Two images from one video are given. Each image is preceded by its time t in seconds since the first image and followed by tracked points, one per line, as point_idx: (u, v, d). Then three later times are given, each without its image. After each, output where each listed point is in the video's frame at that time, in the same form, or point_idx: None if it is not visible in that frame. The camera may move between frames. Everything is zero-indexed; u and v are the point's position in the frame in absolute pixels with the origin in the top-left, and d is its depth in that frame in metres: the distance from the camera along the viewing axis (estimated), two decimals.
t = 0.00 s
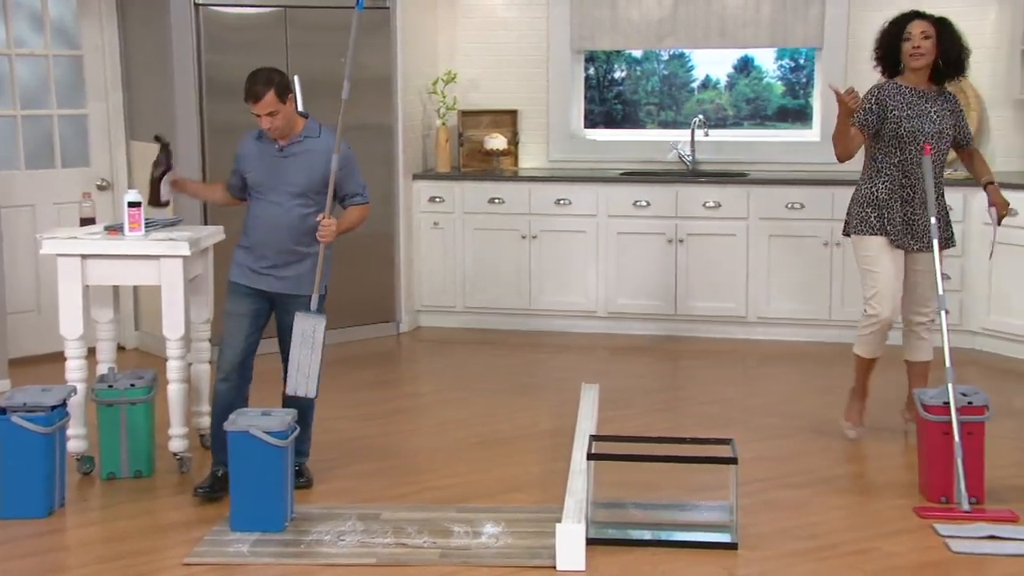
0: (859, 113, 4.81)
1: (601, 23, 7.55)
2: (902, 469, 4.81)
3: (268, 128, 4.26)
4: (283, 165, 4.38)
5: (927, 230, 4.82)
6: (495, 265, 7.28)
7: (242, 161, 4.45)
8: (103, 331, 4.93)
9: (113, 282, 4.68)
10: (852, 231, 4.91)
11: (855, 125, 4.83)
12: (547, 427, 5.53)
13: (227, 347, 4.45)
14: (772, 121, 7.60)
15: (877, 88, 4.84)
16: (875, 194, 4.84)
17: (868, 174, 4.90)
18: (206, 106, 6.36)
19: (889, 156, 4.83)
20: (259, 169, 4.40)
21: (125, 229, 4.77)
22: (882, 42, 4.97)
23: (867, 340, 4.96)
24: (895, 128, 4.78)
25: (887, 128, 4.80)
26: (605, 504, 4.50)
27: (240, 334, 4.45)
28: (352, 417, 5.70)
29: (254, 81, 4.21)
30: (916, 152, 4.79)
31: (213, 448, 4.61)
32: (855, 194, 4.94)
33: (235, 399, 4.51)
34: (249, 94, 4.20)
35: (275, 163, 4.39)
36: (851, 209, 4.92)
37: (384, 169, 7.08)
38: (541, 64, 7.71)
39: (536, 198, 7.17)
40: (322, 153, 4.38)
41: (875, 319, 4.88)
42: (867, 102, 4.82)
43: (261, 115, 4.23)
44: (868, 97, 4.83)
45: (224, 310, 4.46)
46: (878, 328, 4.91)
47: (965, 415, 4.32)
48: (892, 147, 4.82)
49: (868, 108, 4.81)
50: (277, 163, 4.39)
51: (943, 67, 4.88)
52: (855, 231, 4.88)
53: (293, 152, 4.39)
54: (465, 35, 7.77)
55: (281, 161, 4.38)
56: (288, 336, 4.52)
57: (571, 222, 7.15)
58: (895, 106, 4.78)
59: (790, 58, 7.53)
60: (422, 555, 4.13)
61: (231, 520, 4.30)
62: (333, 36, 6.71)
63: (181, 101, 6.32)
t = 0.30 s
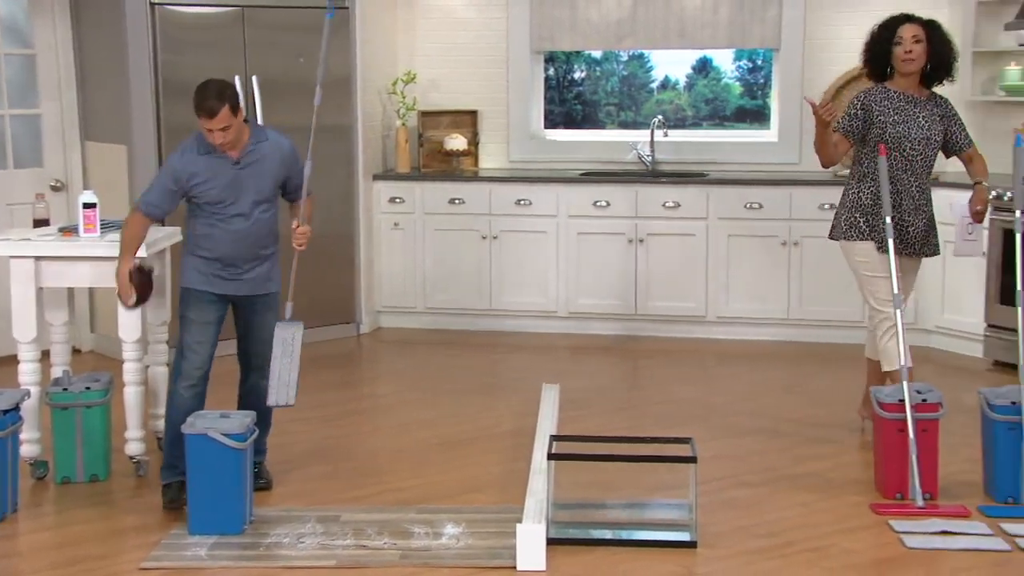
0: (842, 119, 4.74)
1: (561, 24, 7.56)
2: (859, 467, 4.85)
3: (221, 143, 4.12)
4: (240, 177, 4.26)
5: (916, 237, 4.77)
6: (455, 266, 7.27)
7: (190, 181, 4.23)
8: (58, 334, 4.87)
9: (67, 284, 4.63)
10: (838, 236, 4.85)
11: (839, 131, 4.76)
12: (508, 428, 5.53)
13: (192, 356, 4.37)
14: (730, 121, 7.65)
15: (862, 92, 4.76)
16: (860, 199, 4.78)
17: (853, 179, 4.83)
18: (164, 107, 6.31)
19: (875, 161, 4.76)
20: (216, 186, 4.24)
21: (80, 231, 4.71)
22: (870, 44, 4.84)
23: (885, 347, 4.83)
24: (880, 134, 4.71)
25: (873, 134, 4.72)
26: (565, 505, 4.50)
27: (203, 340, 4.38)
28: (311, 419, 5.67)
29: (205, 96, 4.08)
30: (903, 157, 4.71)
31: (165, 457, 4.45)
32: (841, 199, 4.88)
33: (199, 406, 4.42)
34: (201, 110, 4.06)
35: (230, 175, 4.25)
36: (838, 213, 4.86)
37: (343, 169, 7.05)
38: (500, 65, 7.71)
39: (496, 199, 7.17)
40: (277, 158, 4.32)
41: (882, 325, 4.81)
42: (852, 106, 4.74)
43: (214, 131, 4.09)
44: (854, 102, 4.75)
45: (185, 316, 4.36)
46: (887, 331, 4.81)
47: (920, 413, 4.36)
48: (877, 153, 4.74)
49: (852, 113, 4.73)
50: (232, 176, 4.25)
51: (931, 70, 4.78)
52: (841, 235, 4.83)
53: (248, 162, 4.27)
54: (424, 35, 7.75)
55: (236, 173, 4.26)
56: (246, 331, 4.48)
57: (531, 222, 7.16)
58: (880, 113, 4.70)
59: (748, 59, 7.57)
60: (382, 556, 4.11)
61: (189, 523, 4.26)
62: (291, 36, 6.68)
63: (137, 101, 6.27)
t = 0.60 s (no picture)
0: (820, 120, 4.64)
1: (518, 25, 7.57)
2: (813, 464, 4.89)
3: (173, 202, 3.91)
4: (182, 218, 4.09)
5: (899, 237, 4.66)
6: (413, 267, 7.25)
7: (136, 243, 3.99)
8: (7, 338, 4.80)
9: (17, 287, 4.56)
10: (820, 238, 4.77)
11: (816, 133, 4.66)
12: (465, 428, 5.52)
13: (136, 364, 4.22)
14: (686, 121, 7.69)
15: (840, 92, 4.66)
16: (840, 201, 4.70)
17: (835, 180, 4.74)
18: (117, 108, 6.26)
19: (855, 162, 4.65)
20: (160, 233, 4.05)
21: (30, 233, 4.65)
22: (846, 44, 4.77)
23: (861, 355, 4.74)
24: (858, 135, 4.61)
25: (851, 135, 4.63)
26: (522, 505, 4.50)
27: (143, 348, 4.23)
28: (267, 421, 5.64)
29: (153, 159, 3.83)
30: (884, 157, 4.61)
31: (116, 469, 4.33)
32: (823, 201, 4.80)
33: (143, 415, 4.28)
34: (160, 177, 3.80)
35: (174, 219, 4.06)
36: (820, 215, 4.79)
37: (299, 170, 7.01)
38: (457, 66, 7.70)
39: (454, 199, 7.16)
40: (204, 184, 4.16)
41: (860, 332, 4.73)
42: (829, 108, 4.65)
43: (170, 194, 3.87)
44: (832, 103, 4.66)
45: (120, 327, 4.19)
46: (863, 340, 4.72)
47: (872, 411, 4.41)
48: (857, 154, 4.64)
49: (830, 114, 4.64)
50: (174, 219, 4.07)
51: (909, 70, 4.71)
52: (823, 238, 4.75)
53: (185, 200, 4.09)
54: (381, 36, 7.73)
55: (178, 216, 4.07)
56: (175, 331, 4.38)
57: (489, 223, 7.15)
58: (857, 114, 4.60)
59: (703, 60, 7.62)
60: (339, 558, 4.10)
61: (143, 528, 4.21)
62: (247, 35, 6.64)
63: (90, 101, 6.19)
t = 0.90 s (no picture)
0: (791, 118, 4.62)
1: (474, 26, 7.56)
2: (767, 462, 4.92)
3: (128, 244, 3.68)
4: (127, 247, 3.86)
5: (869, 241, 4.63)
6: (369, 267, 7.23)
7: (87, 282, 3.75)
8: None
9: None
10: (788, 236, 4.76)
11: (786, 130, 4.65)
12: (421, 429, 5.50)
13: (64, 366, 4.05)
14: (642, 121, 7.72)
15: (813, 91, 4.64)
16: (809, 200, 4.69)
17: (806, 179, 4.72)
18: (67, 108, 6.21)
19: (826, 162, 4.63)
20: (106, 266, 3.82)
21: None
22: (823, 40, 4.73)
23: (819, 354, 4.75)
24: (829, 135, 4.58)
25: (822, 134, 4.60)
26: (478, 505, 4.49)
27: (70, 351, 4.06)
28: (222, 423, 5.59)
29: (116, 205, 3.55)
30: (853, 158, 4.57)
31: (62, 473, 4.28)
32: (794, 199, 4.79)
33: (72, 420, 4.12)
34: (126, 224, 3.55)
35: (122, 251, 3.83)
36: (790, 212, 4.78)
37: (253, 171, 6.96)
38: (413, 66, 7.68)
39: (410, 200, 7.14)
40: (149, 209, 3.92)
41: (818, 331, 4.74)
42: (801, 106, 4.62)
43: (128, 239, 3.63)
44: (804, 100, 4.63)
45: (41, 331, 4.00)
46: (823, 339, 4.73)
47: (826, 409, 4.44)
48: (828, 154, 4.61)
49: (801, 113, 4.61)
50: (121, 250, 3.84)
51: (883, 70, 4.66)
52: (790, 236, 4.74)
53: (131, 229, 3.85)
54: (336, 36, 7.69)
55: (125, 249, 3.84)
56: (98, 331, 4.21)
57: (446, 224, 7.14)
58: (829, 114, 4.57)
59: (658, 60, 7.65)
60: (295, 561, 4.07)
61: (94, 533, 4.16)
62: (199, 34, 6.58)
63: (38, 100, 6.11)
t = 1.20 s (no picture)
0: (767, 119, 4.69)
1: (427, 26, 7.54)
2: (721, 461, 4.95)
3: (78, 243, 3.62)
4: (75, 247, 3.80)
5: (842, 241, 4.63)
6: (324, 268, 7.18)
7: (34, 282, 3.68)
8: None
9: None
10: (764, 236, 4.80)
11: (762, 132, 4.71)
12: (376, 431, 5.48)
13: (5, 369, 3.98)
14: (597, 122, 7.74)
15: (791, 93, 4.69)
16: (783, 200, 4.73)
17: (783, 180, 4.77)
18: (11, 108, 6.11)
19: (801, 163, 4.67)
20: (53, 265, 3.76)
21: None
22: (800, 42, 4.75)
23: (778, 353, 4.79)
24: (804, 136, 4.63)
25: (797, 135, 4.66)
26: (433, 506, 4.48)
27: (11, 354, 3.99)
28: (174, 426, 5.53)
29: (70, 205, 3.50)
30: (827, 159, 4.61)
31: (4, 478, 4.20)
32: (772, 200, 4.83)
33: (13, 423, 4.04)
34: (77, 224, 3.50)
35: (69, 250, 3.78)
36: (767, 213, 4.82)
37: (204, 171, 6.90)
38: (367, 67, 7.65)
39: (364, 200, 7.11)
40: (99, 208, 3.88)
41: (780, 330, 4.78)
42: (779, 108, 4.69)
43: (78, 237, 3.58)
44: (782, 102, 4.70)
45: None
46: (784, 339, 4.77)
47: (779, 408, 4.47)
48: (803, 155, 4.66)
49: (778, 114, 4.68)
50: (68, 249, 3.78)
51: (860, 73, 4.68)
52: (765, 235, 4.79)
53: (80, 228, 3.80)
54: (289, 35, 7.64)
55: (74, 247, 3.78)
56: (38, 333, 4.14)
57: (400, 224, 7.12)
58: (804, 115, 4.62)
59: (612, 61, 7.67)
60: (248, 564, 4.03)
61: (42, 539, 4.10)
62: (148, 33, 6.51)
63: None
